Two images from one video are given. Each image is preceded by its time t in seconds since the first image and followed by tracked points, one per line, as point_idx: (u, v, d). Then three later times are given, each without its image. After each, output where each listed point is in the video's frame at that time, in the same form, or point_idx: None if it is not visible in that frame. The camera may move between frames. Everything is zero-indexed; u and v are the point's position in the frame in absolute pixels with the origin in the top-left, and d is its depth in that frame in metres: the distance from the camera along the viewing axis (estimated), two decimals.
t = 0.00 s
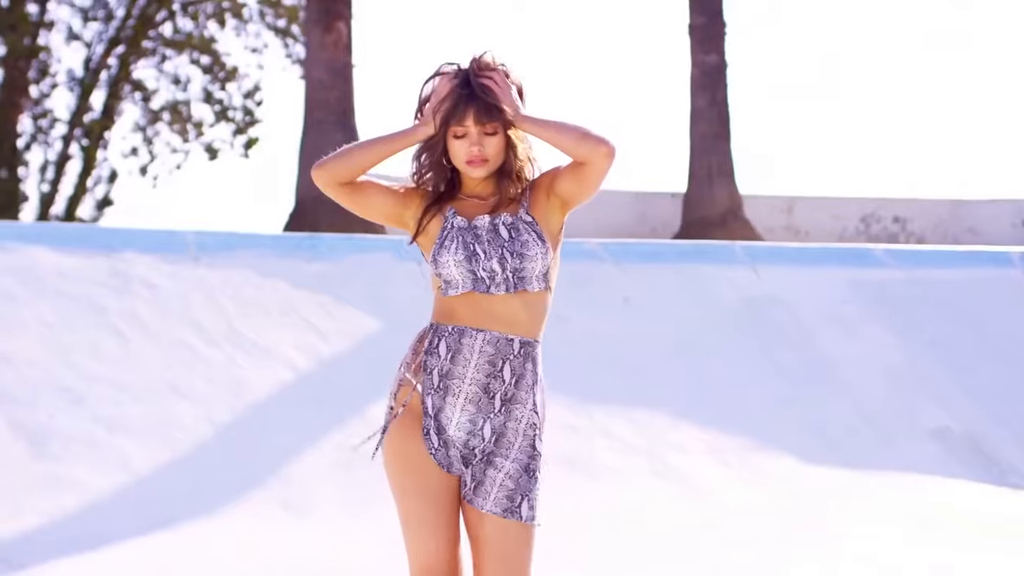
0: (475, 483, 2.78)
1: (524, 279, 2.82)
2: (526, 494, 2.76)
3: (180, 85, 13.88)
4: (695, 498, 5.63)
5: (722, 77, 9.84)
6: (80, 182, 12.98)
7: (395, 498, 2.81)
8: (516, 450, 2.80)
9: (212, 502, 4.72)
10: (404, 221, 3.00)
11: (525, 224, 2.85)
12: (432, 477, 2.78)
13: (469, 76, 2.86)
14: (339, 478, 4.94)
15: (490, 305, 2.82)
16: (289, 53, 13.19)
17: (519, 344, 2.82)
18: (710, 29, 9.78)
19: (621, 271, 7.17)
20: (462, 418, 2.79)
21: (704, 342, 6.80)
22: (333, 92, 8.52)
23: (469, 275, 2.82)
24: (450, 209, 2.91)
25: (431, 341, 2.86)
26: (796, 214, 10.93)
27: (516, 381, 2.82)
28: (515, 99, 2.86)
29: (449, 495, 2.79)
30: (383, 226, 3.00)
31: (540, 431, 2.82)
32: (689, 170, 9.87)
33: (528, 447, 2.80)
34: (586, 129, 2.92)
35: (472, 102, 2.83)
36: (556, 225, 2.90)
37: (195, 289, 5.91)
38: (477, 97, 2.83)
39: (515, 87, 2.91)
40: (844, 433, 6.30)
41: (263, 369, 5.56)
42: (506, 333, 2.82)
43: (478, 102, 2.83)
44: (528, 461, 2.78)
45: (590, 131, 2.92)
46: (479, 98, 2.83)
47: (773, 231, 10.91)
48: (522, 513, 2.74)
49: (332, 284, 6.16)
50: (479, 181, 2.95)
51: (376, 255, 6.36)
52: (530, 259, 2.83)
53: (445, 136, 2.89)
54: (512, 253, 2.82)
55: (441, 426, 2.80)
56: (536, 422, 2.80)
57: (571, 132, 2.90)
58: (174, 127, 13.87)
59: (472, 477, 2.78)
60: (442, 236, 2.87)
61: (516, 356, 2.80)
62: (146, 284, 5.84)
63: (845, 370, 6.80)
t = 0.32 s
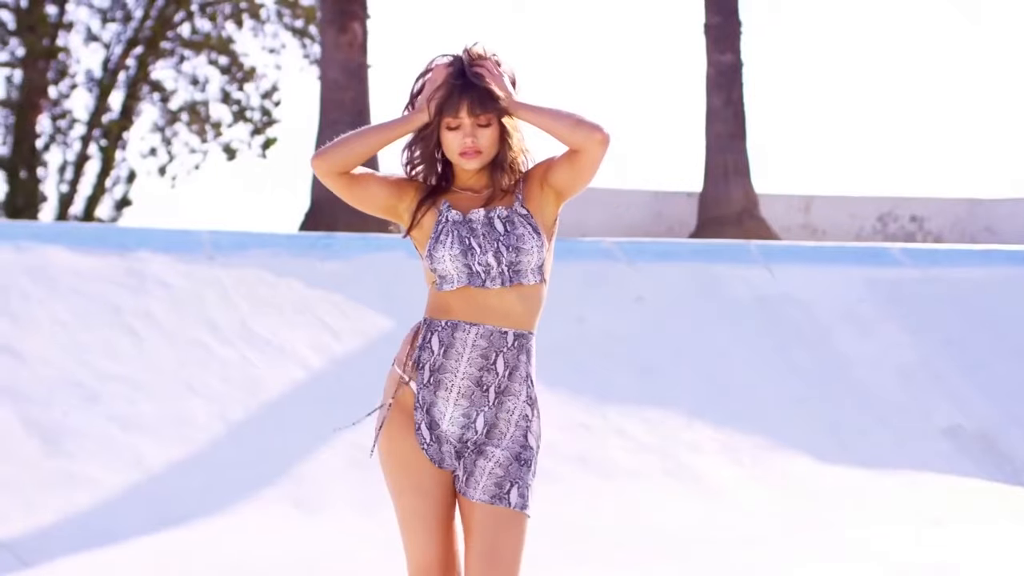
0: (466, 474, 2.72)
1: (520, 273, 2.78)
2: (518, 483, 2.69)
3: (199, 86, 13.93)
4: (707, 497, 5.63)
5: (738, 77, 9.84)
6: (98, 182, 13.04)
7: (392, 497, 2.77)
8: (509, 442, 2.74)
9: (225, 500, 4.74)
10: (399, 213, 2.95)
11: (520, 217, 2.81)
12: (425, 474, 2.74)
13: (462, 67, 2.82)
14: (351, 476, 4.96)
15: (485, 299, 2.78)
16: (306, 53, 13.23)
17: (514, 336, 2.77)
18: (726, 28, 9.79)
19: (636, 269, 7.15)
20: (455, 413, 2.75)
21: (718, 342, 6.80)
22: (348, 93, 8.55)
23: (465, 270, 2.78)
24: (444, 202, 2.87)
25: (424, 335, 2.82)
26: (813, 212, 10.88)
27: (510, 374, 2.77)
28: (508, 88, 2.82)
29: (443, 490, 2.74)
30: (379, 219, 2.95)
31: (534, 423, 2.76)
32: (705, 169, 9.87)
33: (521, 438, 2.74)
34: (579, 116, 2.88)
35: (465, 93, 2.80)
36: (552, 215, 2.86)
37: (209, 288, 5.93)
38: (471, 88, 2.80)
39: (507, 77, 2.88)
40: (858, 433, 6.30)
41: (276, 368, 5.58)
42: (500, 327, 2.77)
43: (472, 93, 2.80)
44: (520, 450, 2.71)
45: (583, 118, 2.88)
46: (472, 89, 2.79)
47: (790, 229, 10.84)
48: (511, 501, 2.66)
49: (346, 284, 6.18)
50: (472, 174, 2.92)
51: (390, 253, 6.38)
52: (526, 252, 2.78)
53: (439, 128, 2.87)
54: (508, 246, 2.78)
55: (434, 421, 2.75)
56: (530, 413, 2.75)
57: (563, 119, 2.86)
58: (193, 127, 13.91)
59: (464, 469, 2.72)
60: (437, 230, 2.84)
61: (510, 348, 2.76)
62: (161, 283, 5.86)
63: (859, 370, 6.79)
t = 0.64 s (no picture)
0: (459, 467, 2.78)
1: (513, 266, 2.83)
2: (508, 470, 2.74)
3: (219, 86, 13.98)
4: (720, 495, 5.64)
5: (756, 75, 9.84)
6: (119, 183, 13.10)
7: (392, 496, 2.85)
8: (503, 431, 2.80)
9: (238, 497, 4.76)
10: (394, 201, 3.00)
11: (514, 210, 2.86)
12: (422, 471, 2.81)
13: (458, 58, 2.87)
14: (365, 473, 4.97)
15: (478, 293, 2.83)
16: (326, 53, 13.26)
17: (508, 330, 2.82)
18: (743, 27, 9.78)
19: (652, 269, 7.12)
20: (451, 408, 2.81)
21: (733, 340, 6.80)
22: (366, 92, 8.57)
23: (458, 264, 2.83)
24: (438, 195, 2.92)
25: (417, 332, 2.88)
26: (832, 211, 10.87)
27: (505, 367, 2.83)
28: (504, 80, 2.87)
29: (438, 485, 2.82)
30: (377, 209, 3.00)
31: (529, 415, 2.82)
32: (723, 168, 9.87)
33: (515, 427, 2.79)
34: (572, 106, 2.95)
35: (461, 85, 2.84)
36: (546, 207, 2.92)
37: (224, 287, 5.95)
38: (466, 80, 2.84)
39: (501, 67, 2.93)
40: (872, 432, 6.30)
41: (291, 365, 5.60)
42: (494, 321, 2.83)
43: (467, 85, 2.84)
44: (512, 439, 2.77)
45: (579, 106, 2.95)
46: (468, 81, 2.84)
47: (808, 229, 10.88)
48: (496, 486, 2.71)
49: (361, 282, 6.20)
50: (467, 166, 2.97)
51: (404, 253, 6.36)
52: (520, 246, 2.83)
53: (434, 119, 2.92)
54: (502, 240, 2.83)
55: (429, 417, 2.82)
56: (525, 404, 2.80)
57: (560, 108, 2.94)
58: (213, 127, 13.96)
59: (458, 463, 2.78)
60: (431, 224, 2.89)
61: (504, 342, 2.82)
62: (176, 281, 5.89)
63: (874, 368, 6.79)
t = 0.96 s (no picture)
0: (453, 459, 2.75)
1: (508, 261, 2.81)
2: (500, 458, 2.70)
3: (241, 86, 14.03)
4: (735, 492, 5.64)
5: (776, 74, 9.83)
6: (141, 182, 13.16)
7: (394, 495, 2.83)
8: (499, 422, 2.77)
9: (256, 495, 4.79)
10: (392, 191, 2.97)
11: (509, 203, 2.84)
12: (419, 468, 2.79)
13: (460, 49, 2.86)
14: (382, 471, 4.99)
15: (473, 288, 2.80)
16: (348, 53, 13.31)
17: (504, 324, 2.79)
18: (763, 25, 9.77)
19: (669, 266, 7.16)
20: (450, 404, 2.77)
21: (751, 338, 6.80)
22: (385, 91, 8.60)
23: (453, 259, 2.80)
24: (433, 188, 2.89)
25: (414, 329, 2.84)
26: (852, 210, 10.84)
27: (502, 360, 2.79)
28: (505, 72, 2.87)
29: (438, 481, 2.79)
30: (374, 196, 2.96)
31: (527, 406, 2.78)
32: (743, 166, 9.86)
33: (512, 418, 2.76)
34: (570, 96, 2.94)
35: (461, 78, 2.83)
36: (542, 201, 2.88)
37: (243, 285, 5.98)
38: (467, 72, 2.82)
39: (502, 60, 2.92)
40: (890, 431, 6.29)
41: (309, 363, 5.63)
42: (490, 315, 2.80)
43: (468, 78, 2.83)
44: (505, 429, 2.73)
45: (578, 96, 2.95)
46: (468, 73, 2.82)
47: (829, 227, 10.83)
48: (485, 474, 2.67)
49: (378, 281, 6.20)
50: (464, 159, 2.94)
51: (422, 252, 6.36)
52: (514, 240, 2.81)
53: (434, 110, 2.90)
54: (496, 234, 2.80)
55: (429, 415, 2.79)
56: (523, 396, 2.77)
57: (558, 97, 2.93)
58: (235, 127, 14.02)
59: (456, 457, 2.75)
60: (425, 218, 2.86)
61: (501, 335, 2.78)
62: (195, 280, 5.91)
63: (892, 367, 6.78)
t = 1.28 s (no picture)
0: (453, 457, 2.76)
1: (503, 256, 2.84)
2: (498, 456, 2.71)
3: (265, 86, 14.09)
4: (753, 490, 5.65)
5: (797, 72, 9.83)
6: (165, 182, 13.22)
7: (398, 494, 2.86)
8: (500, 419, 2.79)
9: (273, 492, 4.81)
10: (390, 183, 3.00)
11: (504, 199, 2.88)
12: (419, 466, 2.82)
13: (463, 44, 2.88)
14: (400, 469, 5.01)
15: (469, 284, 2.84)
16: (370, 52, 13.35)
17: (501, 319, 2.82)
18: (785, 23, 9.76)
19: (688, 265, 7.15)
20: (450, 402, 2.79)
21: (769, 336, 6.80)
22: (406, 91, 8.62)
23: (447, 255, 2.84)
24: (429, 182, 2.93)
25: (413, 328, 2.88)
26: (875, 208, 10.84)
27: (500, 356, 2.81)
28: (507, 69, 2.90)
29: (438, 481, 2.82)
30: (373, 187, 2.99)
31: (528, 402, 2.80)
32: (764, 165, 9.86)
33: (512, 414, 2.78)
34: (571, 90, 2.98)
35: (464, 72, 2.85)
36: (540, 195, 2.93)
37: (263, 284, 6.01)
38: (470, 67, 2.85)
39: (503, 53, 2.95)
40: (909, 429, 6.29)
41: (328, 361, 5.66)
42: (486, 312, 2.83)
43: (471, 72, 2.85)
44: (503, 426, 2.74)
45: (580, 90, 2.99)
46: (472, 68, 2.85)
47: (851, 226, 10.85)
48: (482, 471, 2.68)
49: (398, 280, 6.21)
50: (462, 155, 2.98)
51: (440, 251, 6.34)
52: (508, 235, 2.85)
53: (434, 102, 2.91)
54: (491, 230, 2.84)
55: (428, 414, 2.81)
56: (522, 391, 2.79)
57: (562, 90, 2.97)
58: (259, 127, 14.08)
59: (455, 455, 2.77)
60: (421, 214, 2.90)
61: (498, 331, 2.81)
62: (214, 279, 5.95)
63: (912, 364, 6.78)
